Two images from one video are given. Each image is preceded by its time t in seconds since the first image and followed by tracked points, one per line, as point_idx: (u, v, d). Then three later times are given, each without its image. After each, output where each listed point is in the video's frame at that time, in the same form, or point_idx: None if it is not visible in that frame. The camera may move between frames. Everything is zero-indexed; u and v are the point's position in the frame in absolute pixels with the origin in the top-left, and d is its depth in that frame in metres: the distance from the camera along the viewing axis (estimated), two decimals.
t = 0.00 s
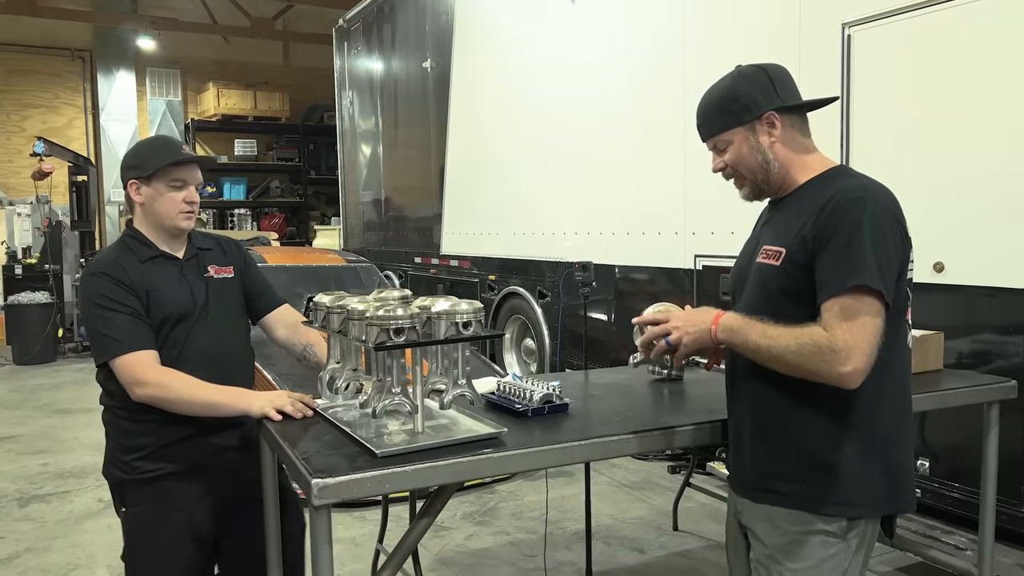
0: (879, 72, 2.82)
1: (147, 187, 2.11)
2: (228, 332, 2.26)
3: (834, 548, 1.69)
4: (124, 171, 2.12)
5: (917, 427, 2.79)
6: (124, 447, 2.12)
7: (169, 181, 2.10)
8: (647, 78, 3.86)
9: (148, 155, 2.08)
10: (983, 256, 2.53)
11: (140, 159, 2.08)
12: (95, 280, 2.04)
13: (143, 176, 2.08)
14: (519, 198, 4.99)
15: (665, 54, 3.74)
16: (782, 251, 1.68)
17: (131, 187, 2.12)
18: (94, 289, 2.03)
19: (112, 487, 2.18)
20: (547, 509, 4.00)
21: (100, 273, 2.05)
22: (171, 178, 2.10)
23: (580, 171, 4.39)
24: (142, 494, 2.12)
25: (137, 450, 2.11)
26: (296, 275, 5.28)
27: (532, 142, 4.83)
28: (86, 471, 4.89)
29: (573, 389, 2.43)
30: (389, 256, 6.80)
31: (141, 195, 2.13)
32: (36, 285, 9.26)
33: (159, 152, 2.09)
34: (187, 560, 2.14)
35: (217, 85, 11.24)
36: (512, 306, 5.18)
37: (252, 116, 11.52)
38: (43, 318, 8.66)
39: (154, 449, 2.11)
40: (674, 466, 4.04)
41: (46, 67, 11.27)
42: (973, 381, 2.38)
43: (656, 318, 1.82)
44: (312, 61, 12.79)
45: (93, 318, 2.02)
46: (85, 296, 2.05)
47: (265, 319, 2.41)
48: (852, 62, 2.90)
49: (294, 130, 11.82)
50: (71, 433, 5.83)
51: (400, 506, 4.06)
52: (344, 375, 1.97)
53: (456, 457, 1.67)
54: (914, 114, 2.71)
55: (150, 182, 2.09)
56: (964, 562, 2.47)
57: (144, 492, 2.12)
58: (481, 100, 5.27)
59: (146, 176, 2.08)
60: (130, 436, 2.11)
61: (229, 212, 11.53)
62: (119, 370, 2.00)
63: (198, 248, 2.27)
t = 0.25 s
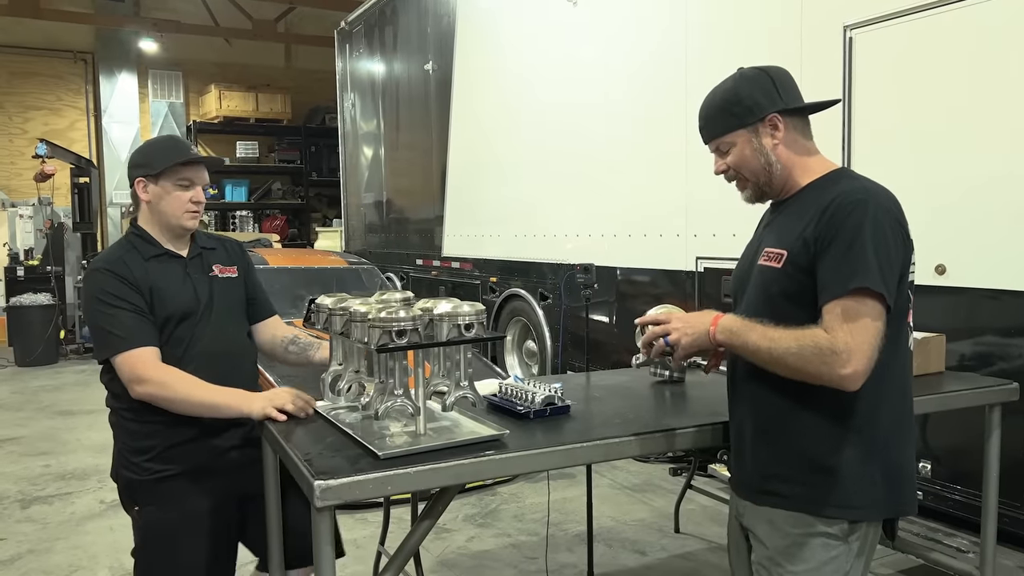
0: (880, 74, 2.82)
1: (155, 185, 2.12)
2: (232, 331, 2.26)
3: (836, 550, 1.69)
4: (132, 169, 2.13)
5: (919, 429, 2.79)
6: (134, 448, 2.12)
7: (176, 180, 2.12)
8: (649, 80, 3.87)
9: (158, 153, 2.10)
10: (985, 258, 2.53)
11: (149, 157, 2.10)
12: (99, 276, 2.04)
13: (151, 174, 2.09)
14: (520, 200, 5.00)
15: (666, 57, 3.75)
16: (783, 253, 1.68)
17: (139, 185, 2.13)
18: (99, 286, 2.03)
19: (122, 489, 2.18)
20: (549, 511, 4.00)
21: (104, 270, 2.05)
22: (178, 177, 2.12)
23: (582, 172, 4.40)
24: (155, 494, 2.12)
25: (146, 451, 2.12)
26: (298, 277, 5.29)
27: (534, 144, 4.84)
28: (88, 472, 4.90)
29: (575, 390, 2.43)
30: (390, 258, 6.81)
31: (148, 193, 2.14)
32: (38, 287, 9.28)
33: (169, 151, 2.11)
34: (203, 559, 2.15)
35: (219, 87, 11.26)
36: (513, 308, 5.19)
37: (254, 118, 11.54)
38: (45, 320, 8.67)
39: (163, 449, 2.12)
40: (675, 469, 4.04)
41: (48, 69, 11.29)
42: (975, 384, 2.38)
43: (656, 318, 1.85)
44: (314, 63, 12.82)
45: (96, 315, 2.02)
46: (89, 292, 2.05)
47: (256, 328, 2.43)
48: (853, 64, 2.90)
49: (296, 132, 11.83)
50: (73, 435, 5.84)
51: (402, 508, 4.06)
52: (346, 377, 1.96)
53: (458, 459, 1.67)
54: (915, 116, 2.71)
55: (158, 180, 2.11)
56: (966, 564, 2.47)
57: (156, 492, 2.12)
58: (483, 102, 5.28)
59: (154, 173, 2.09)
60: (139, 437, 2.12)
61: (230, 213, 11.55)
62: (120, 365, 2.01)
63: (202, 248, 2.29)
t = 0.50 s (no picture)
0: (880, 76, 2.83)
1: (169, 183, 2.12)
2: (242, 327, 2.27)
3: (836, 552, 1.69)
4: (147, 167, 2.13)
5: (920, 431, 2.79)
6: (146, 448, 2.11)
7: (191, 179, 2.12)
8: (649, 83, 3.87)
9: (174, 152, 2.10)
10: (985, 260, 2.54)
11: (164, 156, 2.10)
12: (114, 266, 2.04)
13: (166, 172, 2.09)
14: (521, 202, 5.01)
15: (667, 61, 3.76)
16: (784, 255, 1.68)
17: (153, 183, 2.13)
18: (114, 275, 2.02)
19: (131, 487, 2.17)
20: (550, 513, 4.00)
21: (119, 260, 2.05)
22: (193, 176, 2.12)
23: (582, 174, 4.40)
24: (167, 493, 2.12)
25: (158, 449, 2.11)
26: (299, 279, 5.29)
27: (534, 147, 4.85)
28: (89, 475, 4.90)
29: (576, 392, 2.43)
30: (391, 260, 6.82)
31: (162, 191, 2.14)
32: (40, 289, 9.21)
33: (184, 150, 2.11)
34: (217, 550, 2.18)
35: (220, 89, 11.28)
36: (514, 310, 5.19)
37: (255, 120, 11.56)
38: (46, 322, 8.68)
39: (174, 446, 2.12)
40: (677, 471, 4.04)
41: (49, 71, 11.31)
42: (975, 386, 2.38)
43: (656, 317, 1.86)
44: (314, 66, 12.84)
45: (111, 303, 2.01)
46: (101, 282, 2.03)
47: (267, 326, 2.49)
48: (853, 66, 2.91)
49: (297, 134, 11.84)
50: (74, 437, 5.84)
51: (403, 510, 4.06)
52: (348, 378, 2.00)
53: (459, 461, 1.68)
54: (916, 118, 2.72)
55: (173, 179, 2.11)
56: (967, 566, 2.47)
57: (168, 491, 2.12)
58: (483, 104, 5.29)
59: (169, 172, 2.09)
60: (151, 436, 2.11)
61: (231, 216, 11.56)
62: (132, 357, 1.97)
63: (214, 245, 2.29)
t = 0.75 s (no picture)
0: (880, 77, 2.83)
1: (191, 179, 2.19)
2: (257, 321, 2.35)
3: (835, 552, 1.69)
4: (169, 164, 2.20)
5: (920, 431, 2.79)
6: (162, 443, 2.19)
7: (212, 175, 2.19)
8: (649, 83, 3.87)
9: (196, 149, 2.17)
10: (983, 260, 2.54)
11: (186, 153, 2.17)
12: (142, 248, 2.12)
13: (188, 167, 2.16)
14: (520, 203, 5.01)
15: (667, 61, 3.75)
16: (783, 255, 1.69)
17: (175, 178, 2.21)
18: (144, 254, 2.11)
19: (147, 480, 2.25)
20: (550, 513, 4.00)
21: (149, 243, 2.14)
22: (214, 172, 2.19)
23: (582, 175, 4.40)
24: (180, 489, 2.19)
25: (173, 445, 2.18)
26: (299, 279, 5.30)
27: (534, 147, 4.85)
28: (88, 475, 4.90)
29: (576, 393, 2.43)
30: (390, 261, 6.82)
31: (183, 186, 2.21)
32: (39, 290, 9.28)
33: (205, 147, 2.18)
34: (227, 540, 2.25)
35: (219, 90, 11.27)
36: (514, 310, 5.19)
37: (254, 121, 11.55)
38: (46, 323, 8.68)
39: (187, 440, 2.18)
40: (677, 471, 4.04)
41: (49, 72, 11.31)
42: (974, 386, 2.39)
43: (655, 309, 1.88)
44: (314, 67, 12.85)
45: (141, 282, 2.09)
46: (130, 262, 2.12)
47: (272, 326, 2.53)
48: (853, 67, 2.91)
49: (296, 135, 11.82)
50: (74, 438, 5.84)
51: (403, 511, 4.06)
52: (347, 378, 2.00)
53: (459, 461, 1.68)
54: (916, 118, 2.72)
55: (195, 174, 2.18)
56: (967, 566, 2.48)
57: (182, 487, 2.19)
58: (483, 105, 5.29)
59: (190, 166, 2.17)
60: (167, 432, 2.19)
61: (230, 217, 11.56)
62: (171, 325, 2.06)
63: (235, 242, 2.39)
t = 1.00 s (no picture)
0: (877, 79, 2.83)
1: (211, 180, 2.28)
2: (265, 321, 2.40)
3: (833, 554, 1.69)
4: (192, 166, 2.30)
5: (918, 432, 2.79)
6: (170, 439, 2.25)
7: (230, 177, 2.28)
8: (647, 85, 3.88)
9: (216, 151, 2.27)
10: (981, 262, 2.54)
11: (208, 155, 2.27)
12: (160, 244, 2.20)
13: (208, 169, 2.26)
14: (518, 205, 5.01)
15: (665, 63, 3.75)
16: (780, 256, 1.69)
17: (195, 178, 2.30)
18: (162, 250, 2.18)
19: (157, 476, 2.31)
20: (548, 515, 4.00)
21: (167, 239, 2.22)
22: (233, 173, 2.28)
23: (580, 176, 4.41)
24: (187, 485, 2.25)
25: (180, 443, 2.24)
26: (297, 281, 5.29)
27: (532, 149, 4.85)
28: (86, 478, 4.89)
29: (574, 395, 2.44)
30: (389, 262, 6.82)
31: (203, 187, 2.30)
32: (37, 293, 9.14)
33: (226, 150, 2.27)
34: (231, 537, 2.30)
35: (218, 91, 11.27)
36: (512, 312, 5.19)
37: (252, 122, 11.54)
38: (43, 325, 8.67)
39: (195, 436, 2.24)
40: (676, 473, 4.05)
41: (47, 74, 11.30)
42: (972, 387, 2.39)
43: (650, 308, 1.85)
44: (312, 68, 12.85)
45: (158, 275, 2.16)
46: (148, 256, 2.19)
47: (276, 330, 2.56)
48: (851, 69, 2.91)
49: (294, 136, 11.80)
50: (72, 440, 5.83)
51: (401, 512, 4.06)
52: (345, 381, 1.97)
53: (458, 464, 1.68)
54: (914, 119, 2.72)
55: (214, 175, 2.27)
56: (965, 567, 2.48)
57: (188, 483, 2.25)
58: (481, 107, 5.28)
59: (211, 168, 2.25)
60: (175, 428, 2.25)
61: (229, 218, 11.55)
62: (186, 318, 2.14)
63: (250, 246, 2.47)
